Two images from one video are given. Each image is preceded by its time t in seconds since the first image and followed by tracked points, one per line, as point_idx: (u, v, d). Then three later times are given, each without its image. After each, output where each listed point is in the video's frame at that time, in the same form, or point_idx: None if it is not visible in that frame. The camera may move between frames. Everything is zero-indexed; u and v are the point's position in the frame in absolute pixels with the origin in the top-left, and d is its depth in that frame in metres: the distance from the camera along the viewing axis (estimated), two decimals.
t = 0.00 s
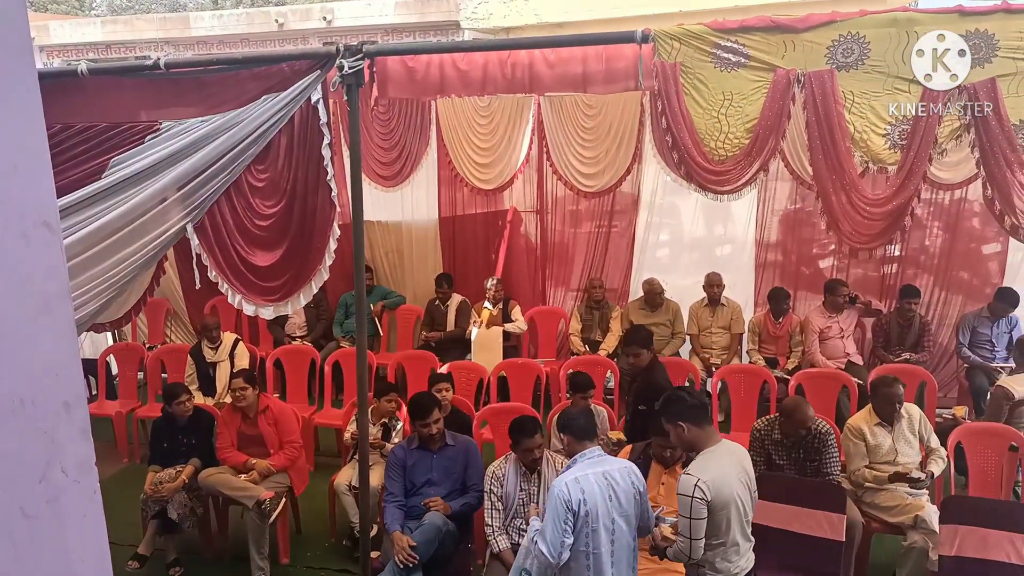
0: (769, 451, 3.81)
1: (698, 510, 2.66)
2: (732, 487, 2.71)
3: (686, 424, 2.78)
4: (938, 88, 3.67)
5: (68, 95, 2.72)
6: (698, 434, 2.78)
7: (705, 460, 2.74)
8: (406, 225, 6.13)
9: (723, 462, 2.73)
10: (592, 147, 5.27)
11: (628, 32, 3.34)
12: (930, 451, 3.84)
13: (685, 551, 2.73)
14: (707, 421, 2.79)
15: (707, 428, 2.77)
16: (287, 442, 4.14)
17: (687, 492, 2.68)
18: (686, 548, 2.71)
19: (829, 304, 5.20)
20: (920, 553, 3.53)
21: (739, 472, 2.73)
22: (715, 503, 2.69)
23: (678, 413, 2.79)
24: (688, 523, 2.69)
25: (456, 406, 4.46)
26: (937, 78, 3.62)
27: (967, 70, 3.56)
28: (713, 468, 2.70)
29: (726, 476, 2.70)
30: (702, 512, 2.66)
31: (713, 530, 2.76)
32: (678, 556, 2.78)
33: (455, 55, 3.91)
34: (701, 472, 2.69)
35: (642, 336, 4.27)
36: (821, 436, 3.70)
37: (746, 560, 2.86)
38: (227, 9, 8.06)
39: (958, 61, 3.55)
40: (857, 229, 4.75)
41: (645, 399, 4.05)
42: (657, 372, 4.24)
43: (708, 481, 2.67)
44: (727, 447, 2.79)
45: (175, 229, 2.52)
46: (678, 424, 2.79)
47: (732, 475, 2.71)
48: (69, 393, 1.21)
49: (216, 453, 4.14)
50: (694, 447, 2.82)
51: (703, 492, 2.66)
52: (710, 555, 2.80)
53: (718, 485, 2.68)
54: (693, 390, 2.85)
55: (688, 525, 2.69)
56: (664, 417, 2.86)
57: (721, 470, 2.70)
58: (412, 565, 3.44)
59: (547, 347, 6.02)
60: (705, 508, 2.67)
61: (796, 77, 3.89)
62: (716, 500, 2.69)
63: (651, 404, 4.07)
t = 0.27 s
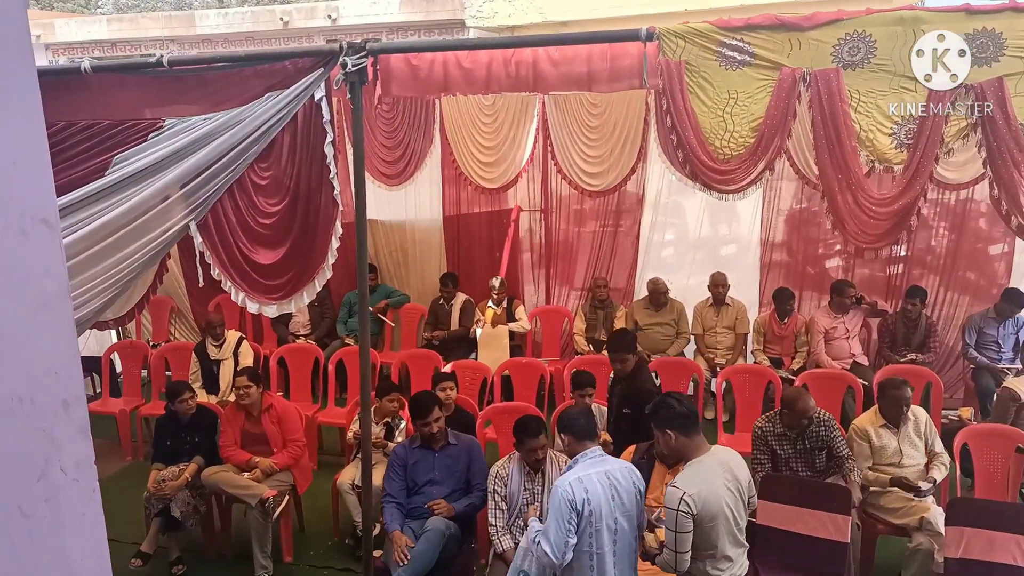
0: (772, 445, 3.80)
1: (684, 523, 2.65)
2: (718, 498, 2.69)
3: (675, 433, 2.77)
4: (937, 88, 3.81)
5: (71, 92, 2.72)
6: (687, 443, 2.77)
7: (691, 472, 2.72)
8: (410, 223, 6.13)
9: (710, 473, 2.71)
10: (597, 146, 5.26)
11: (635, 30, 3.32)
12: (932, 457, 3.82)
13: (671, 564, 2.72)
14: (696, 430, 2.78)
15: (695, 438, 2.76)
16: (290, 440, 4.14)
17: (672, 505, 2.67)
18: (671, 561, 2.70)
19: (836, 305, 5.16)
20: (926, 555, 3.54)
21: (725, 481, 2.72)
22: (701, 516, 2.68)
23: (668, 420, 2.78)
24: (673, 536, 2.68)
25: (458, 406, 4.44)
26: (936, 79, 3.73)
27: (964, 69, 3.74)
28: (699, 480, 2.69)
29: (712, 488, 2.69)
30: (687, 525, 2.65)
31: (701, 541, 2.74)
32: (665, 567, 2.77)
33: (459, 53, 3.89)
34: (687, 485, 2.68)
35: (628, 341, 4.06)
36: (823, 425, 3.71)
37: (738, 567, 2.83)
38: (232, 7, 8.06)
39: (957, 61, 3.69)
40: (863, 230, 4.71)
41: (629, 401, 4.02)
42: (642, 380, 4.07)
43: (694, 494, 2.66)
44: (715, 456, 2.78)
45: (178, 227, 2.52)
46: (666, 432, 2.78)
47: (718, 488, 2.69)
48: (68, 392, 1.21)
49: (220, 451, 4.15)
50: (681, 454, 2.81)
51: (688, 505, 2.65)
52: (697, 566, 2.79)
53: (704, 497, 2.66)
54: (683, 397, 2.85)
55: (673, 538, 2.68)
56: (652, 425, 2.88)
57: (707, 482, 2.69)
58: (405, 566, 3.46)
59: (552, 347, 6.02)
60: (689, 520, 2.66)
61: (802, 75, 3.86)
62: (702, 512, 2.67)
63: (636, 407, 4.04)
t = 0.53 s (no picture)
0: (784, 446, 3.75)
1: (690, 528, 2.62)
2: (722, 503, 2.68)
3: (678, 436, 2.78)
4: (935, 88, 3.77)
5: (85, 92, 2.73)
6: (690, 447, 2.77)
7: (697, 475, 2.71)
8: (422, 223, 6.13)
9: (714, 477, 2.70)
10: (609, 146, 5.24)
11: (647, 30, 3.31)
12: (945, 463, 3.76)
13: (676, 571, 2.67)
14: (700, 435, 2.78)
15: (698, 442, 2.76)
16: (300, 439, 4.15)
17: (678, 510, 2.64)
18: (677, 567, 2.66)
19: (849, 306, 5.13)
20: (940, 561, 3.45)
21: (730, 485, 2.71)
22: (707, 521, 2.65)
23: (672, 424, 2.79)
24: (679, 541, 2.65)
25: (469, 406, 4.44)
26: (936, 80, 3.69)
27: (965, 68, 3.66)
28: (704, 484, 2.68)
29: (716, 493, 2.68)
30: (694, 530, 2.62)
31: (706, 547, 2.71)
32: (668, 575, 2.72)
33: (471, 53, 3.89)
34: (693, 489, 2.66)
35: (627, 343, 3.99)
36: (836, 429, 3.70)
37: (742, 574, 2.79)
38: (247, 7, 8.10)
39: (957, 61, 3.62)
40: (878, 233, 4.68)
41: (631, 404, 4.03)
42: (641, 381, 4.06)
43: (700, 498, 2.64)
44: (719, 459, 2.77)
45: (189, 227, 2.53)
46: (669, 435, 2.79)
47: (723, 491, 2.69)
48: (74, 392, 1.21)
49: (231, 450, 4.17)
50: (684, 459, 2.82)
51: (694, 510, 2.63)
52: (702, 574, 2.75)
53: (709, 501, 2.65)
54: (687, 401, 2.86)
55: (679, 544, 2.64)
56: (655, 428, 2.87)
57: (712, 487, 2.67)
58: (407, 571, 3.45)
59: (562, 348, 5.99)
60: (695, 525, 2.63)
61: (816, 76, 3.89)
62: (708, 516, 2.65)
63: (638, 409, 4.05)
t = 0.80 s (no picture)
0: (806, 454, 3.70)
1: (719, 523, 2.61)
2: (748, 499, 2.66)
3: (695, 434, 2.74)
4: (937, 88, 3.69)
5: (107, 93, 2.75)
6: (708, 445, 2.73)
7: (722, 471, 2.69)
8: (441, 225, 6.12)
9: (737, 476, 2.69)
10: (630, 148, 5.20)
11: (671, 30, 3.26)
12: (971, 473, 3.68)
13: (703, 568, 2.66)
14: (718, 433, 2.74)
15: (716, 440, 2.71)
16: (318, 441, 4.16)
17: (706, 506, 2.62)
18: (704, 564, 2.64)
19: (873, 311, 5.05)
20: (965, 570, 3.41)
21: (751, 483, 2.70)
22: (735, 517, 2.64)
23: (688, 423, 2.76)
24: (708, 537, 2.63)
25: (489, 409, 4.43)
26: (936, 79, 3.64)
27: (966, 69, 3.54)
28: (730, 480, 2.65)
29: (743, 489, 2.66)
30: (722, 525, 2.61)
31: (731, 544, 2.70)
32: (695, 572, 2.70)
33: (491, 54, 3.87)
34: (720, 485, 2.64)
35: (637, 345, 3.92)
36: (858, 437, 3.62)
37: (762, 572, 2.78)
38: (269, 8, 8.15)
39: (957, 61, 3.54)
40: (905, 237, 4.60)
41: (641, 406, 3.97)
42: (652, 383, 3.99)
43: (728, 494, 2.62)
44: (739, 455, 2.76)
45: (210, 228, 2.54)
46: (686, 434, 2.75)
47: (748, 487, 2.67)
48: (91, 395, 1.21)
49: (249, 450, 4.19)
50: (701, 458, 2.78)
51: (723, 505, 2.61)
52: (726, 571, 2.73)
53: (737, 497, 2.63)
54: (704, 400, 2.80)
55: (706, 539, 2.63)
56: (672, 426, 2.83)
57: (739, 483, 2.66)
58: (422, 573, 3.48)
59: (581, 350, 5.96)
60: (724, 521, 2.62)
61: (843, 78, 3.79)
62: (735, 513, 2.64)
63: (649, 412, 3.98)
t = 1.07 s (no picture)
0: (835, 463, 3.63)
1: (748, 519, 2.59)
2: (772, 497, 2.66)
3: (715, 435, 2.71)
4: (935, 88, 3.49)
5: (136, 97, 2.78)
6: (728, 445, 2.71)
7: (747, 470, 2.68)
8: (466, 228, 6.11)
9: (761, 475, 2.68)
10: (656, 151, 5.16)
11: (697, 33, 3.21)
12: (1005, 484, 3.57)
13: (732, 565, 2.64)
14: (736, 433, 2.73)
15: (736, 440, 2.70)
16: (341, 443, 4.18)
17: (735, 503, 2.60)
18: (733, 561, 2.62)
19: (903, 317, 4.97)
20: None
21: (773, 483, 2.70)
22: (762, 513, 2.62)
23: (708, 423, 2.73)
24: (737, 533, 2.62)
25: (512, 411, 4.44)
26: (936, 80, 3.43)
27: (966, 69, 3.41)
28: (755, 477, 2.65)
29: (767, 486, 2.66)
30: (752, 521, 2.60)
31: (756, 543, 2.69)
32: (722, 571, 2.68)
33: (516, 58, 3.86)
34: (747, 482, 2.63)
35: (651, 347, 3.84)
36: (889, 446, 3.54)
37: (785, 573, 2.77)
38: (297, 11, 8.23)
39: (957, 61, 3.40)
40: (937, 245, 4.47)
41: (656, 409, 3.90)
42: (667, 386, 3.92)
43: (756, 490, 2.61)
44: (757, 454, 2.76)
45: (235, 231, 2.55)
46: (705, 435, 2.73)
47: (771, 483, 2.68)
48: (110, 401, 1.22)
49: (272, 452, 4.21)
50: (721, 459, 2.75)
51: (752, 501, 2.60)
52: (752, 570, 2.71)
53: (764, 494, 2.63)
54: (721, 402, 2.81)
55: (736, 536, 2.61)
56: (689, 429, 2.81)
57: (763, 480, 2.66)
58: None
59: (605, 355, 5.89)
60: (753, 518, 2.60)
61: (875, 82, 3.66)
62: (763, 509, 2.63)
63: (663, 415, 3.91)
